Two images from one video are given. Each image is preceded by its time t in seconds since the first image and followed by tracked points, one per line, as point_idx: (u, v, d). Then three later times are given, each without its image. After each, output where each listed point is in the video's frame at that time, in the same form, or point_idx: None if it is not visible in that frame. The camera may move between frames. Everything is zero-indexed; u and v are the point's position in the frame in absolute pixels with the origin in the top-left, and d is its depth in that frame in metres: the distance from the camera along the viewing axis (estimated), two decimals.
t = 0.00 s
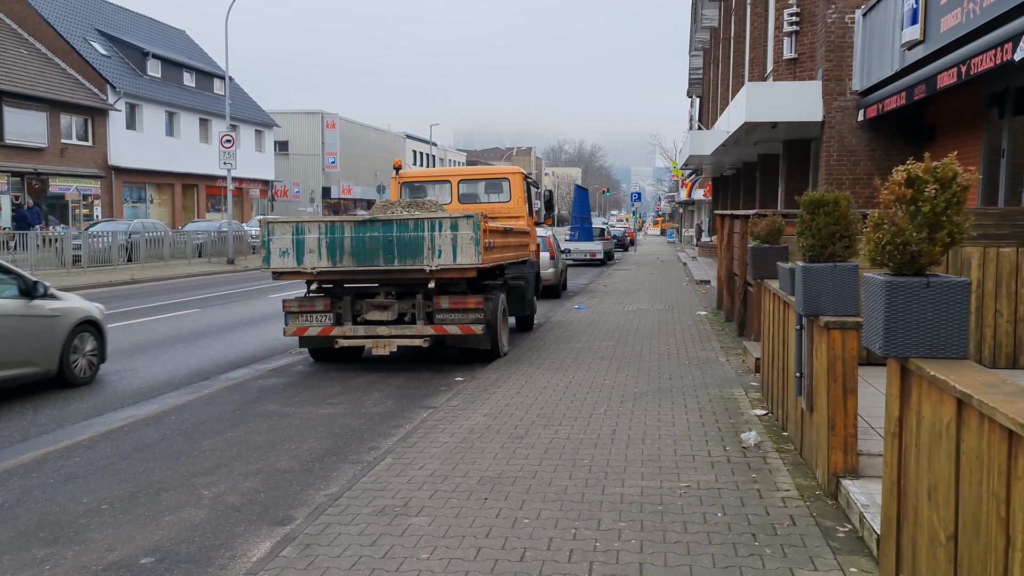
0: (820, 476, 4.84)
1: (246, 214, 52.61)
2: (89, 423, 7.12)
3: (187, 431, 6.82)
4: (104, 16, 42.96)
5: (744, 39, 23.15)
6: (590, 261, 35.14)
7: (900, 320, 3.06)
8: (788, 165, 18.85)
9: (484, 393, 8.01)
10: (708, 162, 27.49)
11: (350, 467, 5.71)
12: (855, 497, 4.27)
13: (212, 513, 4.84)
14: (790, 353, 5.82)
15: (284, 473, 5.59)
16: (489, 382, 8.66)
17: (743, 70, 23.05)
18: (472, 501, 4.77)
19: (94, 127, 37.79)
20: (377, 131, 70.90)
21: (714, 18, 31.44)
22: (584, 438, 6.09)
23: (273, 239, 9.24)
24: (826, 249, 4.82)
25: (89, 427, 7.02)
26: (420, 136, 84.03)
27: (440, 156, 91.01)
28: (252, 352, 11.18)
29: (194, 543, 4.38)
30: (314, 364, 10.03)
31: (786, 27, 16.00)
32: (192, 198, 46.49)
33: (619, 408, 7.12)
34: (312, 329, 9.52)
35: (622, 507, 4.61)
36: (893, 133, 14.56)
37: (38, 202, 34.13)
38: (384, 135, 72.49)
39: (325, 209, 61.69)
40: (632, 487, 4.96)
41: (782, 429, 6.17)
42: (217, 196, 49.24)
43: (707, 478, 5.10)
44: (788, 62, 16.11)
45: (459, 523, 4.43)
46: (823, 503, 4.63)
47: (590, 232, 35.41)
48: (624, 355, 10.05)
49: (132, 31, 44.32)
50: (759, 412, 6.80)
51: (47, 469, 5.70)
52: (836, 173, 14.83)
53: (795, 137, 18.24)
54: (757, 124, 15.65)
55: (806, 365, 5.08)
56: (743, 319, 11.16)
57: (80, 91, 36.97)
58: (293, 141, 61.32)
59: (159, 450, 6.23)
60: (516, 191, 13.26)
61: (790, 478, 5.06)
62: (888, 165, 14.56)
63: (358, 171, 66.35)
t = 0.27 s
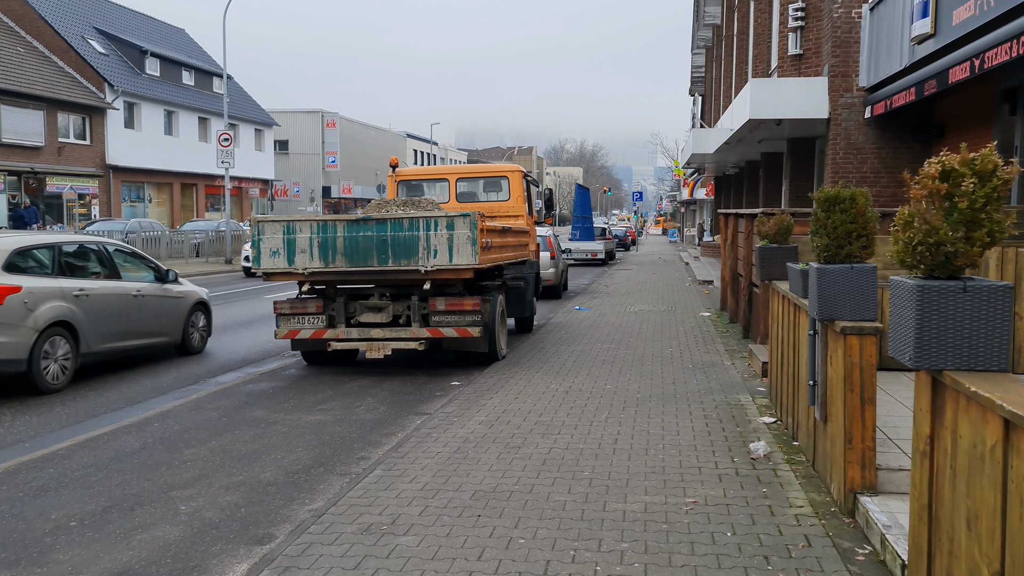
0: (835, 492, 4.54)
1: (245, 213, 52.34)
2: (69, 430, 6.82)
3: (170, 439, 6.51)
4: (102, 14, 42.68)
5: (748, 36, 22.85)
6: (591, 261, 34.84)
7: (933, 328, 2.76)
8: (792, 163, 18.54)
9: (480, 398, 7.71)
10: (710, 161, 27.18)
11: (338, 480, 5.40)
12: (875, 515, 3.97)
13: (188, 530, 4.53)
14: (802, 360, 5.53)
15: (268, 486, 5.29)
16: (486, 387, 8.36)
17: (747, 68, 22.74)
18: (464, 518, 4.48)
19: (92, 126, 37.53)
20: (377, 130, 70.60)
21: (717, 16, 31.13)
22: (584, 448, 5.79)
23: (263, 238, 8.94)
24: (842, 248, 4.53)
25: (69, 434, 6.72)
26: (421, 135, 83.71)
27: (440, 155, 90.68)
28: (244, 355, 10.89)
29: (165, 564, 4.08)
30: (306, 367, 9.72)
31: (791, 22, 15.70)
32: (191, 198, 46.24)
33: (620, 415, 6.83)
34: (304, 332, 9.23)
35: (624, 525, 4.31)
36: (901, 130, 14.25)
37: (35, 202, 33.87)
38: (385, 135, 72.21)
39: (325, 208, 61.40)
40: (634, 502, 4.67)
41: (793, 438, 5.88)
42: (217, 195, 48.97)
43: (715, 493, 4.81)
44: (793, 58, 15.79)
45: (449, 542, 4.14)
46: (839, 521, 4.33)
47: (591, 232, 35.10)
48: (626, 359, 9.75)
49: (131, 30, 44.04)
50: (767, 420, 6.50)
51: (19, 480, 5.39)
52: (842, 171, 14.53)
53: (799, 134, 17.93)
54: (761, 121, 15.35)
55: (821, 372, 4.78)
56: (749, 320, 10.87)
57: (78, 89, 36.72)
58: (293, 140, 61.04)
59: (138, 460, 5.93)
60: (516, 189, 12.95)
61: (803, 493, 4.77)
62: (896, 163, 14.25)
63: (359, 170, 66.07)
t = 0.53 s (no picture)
0: (848, 508, 4.23)
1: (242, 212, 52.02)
2: (40, 438, 6.51)
3: (145, 447, 6.21)
4: (97, 12, 42.35)
5: (749, 33, 22.53)
6: (590, 261, 34.53)
7: (968, 336, 2.48)
8: (794, 162, 18.23)
9: (471, 404, 7.40)
10: (710, 160, 26.86)
11: (318, 493, 5.10)
12: (892, 536, 3.66)
13: (153, 549, 4.23)
14: (810, 366, 5.23)
15: (244, 500, 4.99)
16: (479, 392, 8.05)
17: (748, 65, 22.44)
18: (449, 537, 4.17)
19: (86, 124, 37.20)
20: (375, 129, 70.25)
21: (717, 14, 30.83)
22: (579, 458, 5.49)
23: (248, 237, 8.64)
24: (856, 247, 4.21)
25: (40, 441, 6.41)
26: (419, 135, 83.38)
27: (439, 155, 90.35)
28: (232, 357, 10.58)
29: None
30: (295, 371, 9.41)
31: (794, 18, 15.38)
32: (187, 197, 45.93)
33: (618, 422, 6.53)
34: (291, 334, 8.92)
35: (622, 546, 4.00)
36: (906, 128, 13.96)
37: (28, 201, 33.56)
38: (383, 134, 71.88)
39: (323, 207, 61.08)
40: (633, 519, 4.36)
41: (800, 448, 5.57)
42: (213, 195, 48.66)
43: (718, 509, 4.50)
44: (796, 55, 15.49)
45: (432, 565, 3.83)
46: (852, 541, 4.02)
47: (591, 231, 34.78)
48: (624, 362, 9.44)
49: (126, 28, 43.72)
50: (772, 427, 6.20)
51: None
52: (845, 169, 14.23)
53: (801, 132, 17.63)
54: (763, 119, 15.06)
55: (832, 380, 4.46)
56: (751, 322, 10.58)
57: (73, 88, 36.39)
58: (291, 139, 60.72)
59: (110, 470, 5.62)
60: (512, 188, 12.66)
61: (813, 508, 4.46)
62: (900, 162, 13.96)
63: (357, 169, 65.75)
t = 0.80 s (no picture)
0: (861, 530, 3.91)
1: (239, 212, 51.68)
2: (7, 448, 6.20)
3: (116, 458, 5.89)
4: (93, 9, 42.02)
5: (750, 29, 22.19)
6: (589, 261, 34.20)
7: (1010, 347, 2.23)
8: (796, 161, 17.92)
9: (462, 411, 7.08)
10: (710, 159, 26.54)
11: (293, 511, 4.77)
12: (910, 565, 3.36)
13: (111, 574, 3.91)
14: (817, 375, 4.92)
15: (213, 517, 4.67)
16: (470, 398, 7.74)
17: (748, 62, 22.13)
18: (429, 562, 3.85)
19: (81, 122, 36.89)
20: (374, 129, 69.92)
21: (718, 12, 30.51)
22: (572, 472, 5.17)
23: (231, 237, 8.33)
24: (869, 249, 3.87)
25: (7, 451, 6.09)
26: (418, 135, 83.01)
27: (438, 155, 89.96)
28: (218, 361, 10.26)
29: None
30: (281, 375, 9.08)
31: (796, 13, 15.07)
32: (184, 196, 45.60)
33: (615, 431, 6.22)
34: (277, 337, 8.61)
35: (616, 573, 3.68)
36: (911, 125, 13.65)
37: (22, 199, 33.24)
38: (382, 133, 71.55)
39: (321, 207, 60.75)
40: (629, 542, 4.04)
41: (806, 460, 5.27)
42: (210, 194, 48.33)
43: (720, 529, 4.19)
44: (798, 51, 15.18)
45: None
46: (866, 567, 3.71)
47: (589, 231, 34.44)
48: (622, 366, 9.13)
49: (122, 25, 43.40)
50: (776, 438, 5.89)
51: None
52: (848, 167, 13.92)
53: (802, 130, 17.31)
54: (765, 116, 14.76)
55: (842, 392, 4.14)
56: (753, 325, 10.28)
57: (68, 85, 36.08)
58: (289, 138, 60.39)
59: (75, 483, 5.30)
60: (507, 186, 12.37)
61: (822, 530, 4.15)
62: (905, 160, 13.64)
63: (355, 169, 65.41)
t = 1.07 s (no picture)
0: (878, 559, 3.62)
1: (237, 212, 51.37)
2: None
3: (88, 473, 5.59)
4: (88, 9, 41.74)
5: (752, 28, 21.90)
6: (589, 262, 33.90)
7: None
8: (798, 161, 17.61)
9: (454, 421, 6.78)
10: (711, 159, 26.23)
11: (269, 534, 4.47)
12: None
13: None
14: (829, 387, 4.62)
15: (183, 541, 4.37)
16: (463, 406, 7.44)
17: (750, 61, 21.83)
18: None
19: (76, 122, 36.60)
20: (372, 129, 69.62)
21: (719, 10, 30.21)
22: (568, 490, 4.88)
23: (215, 239, 8.05)
24: (888, 255, 3.55)
25: None
26: (416, 135, 82.70)
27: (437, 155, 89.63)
28: (205, 367, 9.96)
29: None
30: (268, 382, 8.78)
31: (799, 10, 14.77)
32: (180, 196, 45.31)
33: (613, 444, 5.92)
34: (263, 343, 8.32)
35: None
36: (916, 125, 13.36)
37: (16, 199, 32.95)
38: (381, 134, 71.24)
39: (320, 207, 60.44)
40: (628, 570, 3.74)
41: (815, 477, 4.97)
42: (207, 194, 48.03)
43: (726, 556, 3.90)
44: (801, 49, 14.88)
45: None
46: None
47: (589, 232, 34.15)
48: (621, 373, 8.83)
49: (118, 25, 43.12)
50: (783, 452, 5.60)
51: None
52: (852, 167, 13.63)
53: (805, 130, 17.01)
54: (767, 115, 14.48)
55: (857, 408, 3.85)
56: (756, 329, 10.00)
57: (63, 85, 35.80)
58: (287, 138, 60.09)
59: (41, 501, 5.01)
60: (504, 187, 12.05)
61: (836, 556, 3.85)
62: (910, 160, 13.35)
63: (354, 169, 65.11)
